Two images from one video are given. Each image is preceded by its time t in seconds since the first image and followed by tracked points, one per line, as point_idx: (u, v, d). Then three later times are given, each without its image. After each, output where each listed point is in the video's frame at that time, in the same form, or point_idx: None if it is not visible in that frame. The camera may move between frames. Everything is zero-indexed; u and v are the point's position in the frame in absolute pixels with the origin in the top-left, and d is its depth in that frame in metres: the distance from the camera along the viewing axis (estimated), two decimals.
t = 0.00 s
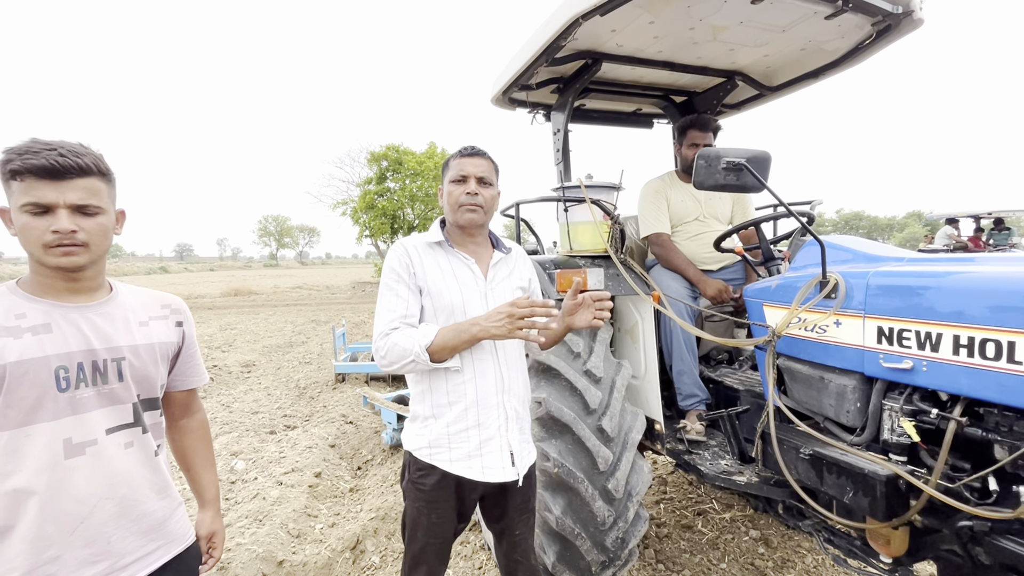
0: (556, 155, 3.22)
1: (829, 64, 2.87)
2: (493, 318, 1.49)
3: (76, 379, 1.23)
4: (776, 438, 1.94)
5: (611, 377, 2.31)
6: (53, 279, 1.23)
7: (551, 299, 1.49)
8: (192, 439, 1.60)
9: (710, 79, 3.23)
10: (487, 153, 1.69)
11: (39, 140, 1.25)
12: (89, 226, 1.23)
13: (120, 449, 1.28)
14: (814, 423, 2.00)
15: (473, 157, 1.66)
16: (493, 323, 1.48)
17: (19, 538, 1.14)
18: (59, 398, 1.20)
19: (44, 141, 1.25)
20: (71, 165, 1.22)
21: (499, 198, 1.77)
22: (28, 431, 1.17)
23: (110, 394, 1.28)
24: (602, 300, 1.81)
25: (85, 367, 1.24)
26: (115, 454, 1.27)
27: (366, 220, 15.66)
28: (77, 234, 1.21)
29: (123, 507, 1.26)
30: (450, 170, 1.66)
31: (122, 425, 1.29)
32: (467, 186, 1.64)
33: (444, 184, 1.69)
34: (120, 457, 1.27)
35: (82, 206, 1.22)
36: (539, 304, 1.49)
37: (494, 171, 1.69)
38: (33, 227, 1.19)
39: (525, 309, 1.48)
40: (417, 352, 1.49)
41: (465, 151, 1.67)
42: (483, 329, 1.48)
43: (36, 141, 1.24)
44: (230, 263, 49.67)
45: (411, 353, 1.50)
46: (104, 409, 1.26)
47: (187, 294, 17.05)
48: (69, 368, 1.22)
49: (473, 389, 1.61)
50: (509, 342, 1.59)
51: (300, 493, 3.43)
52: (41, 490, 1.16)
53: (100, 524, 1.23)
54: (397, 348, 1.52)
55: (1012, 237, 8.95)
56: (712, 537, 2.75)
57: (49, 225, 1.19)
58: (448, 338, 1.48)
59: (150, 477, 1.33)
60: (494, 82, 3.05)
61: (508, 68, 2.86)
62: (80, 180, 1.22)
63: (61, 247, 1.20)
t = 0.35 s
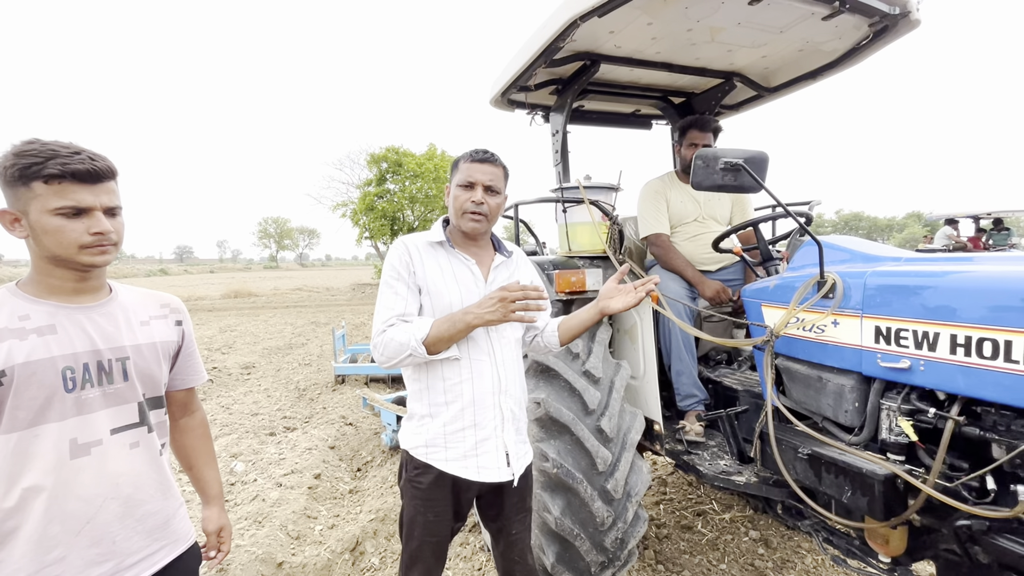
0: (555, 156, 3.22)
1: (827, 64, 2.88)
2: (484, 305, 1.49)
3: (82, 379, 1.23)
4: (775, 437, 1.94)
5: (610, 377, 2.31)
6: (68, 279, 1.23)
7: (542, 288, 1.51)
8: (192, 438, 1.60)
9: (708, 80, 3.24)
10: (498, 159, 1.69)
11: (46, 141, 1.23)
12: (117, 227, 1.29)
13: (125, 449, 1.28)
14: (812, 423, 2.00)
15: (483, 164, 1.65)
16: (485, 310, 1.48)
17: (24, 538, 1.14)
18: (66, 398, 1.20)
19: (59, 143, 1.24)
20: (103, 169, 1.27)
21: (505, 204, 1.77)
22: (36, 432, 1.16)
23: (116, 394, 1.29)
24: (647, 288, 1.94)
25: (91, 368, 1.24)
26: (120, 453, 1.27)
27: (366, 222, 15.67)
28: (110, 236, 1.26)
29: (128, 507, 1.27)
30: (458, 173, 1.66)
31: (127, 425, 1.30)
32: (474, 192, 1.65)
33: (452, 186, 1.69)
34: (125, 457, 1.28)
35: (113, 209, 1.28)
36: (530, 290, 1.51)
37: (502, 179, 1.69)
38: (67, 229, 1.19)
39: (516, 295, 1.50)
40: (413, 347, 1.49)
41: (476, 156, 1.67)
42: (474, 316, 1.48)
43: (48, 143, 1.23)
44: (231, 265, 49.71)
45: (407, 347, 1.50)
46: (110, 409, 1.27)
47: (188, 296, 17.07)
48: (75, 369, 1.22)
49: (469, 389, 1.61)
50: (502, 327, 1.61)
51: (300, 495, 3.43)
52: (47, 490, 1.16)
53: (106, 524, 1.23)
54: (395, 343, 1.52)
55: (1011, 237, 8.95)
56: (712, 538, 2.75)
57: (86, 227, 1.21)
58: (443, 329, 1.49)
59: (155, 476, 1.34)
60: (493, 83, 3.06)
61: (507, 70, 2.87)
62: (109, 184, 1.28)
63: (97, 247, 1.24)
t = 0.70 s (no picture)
0: (553, 158, 3.23)
1: (823, 67, 2.89)
2: (485, 337, 1.48)
3: (83, 381, 1.23)
4: (772, 439, 1.94)
5: (607, 379, 2.31)
6: (69, 282, 1.23)
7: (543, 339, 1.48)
8: (186, 440, 1.60)
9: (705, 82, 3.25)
10: (505, 169, 1.68)
11: (55, 146, 1.24)
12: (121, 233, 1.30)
13: (126, 450, 1.28)
14: (810, 424, 2.01)
15: (490, 174, 1.65)
16: (484, 342, 1.48)
17: (23, 540, 1.14)
18: (67, 400, 1.20)
19: (69, 148, 1.25)
20: (112, 176, 1.28)
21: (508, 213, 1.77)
22: (38, 434, 1.16)
23: (116, 396, 1.29)
24: (658, 368, 1.67)
25: (91, 370, 1.24)
26: (120, 455, 1.27)
27: (364, 224, 15.67)
28: (115, 241, 1.27)
29: (128, 508, 1.27)
30: (464, 179, 1.66)
31: (127, 427, 1.30)
32: (478, 202, 1.65)
33: (456, 190, 1.69)
34: (125, 458, 1.28)
35: (118, 215, 1.29)
36: (532, 337, 1.47)
37: (507, 189, 1.69)
38: (72, 233, 1.20)
39: (517, 338, 1.47)
40: (407, 357, 1.51)
41: (483, 164, 1.66)
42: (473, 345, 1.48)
43: (57, 148, 1.24)
44: (229, 267, 49.65)
45: (401, 354, 1.52)
46: (110, 411, 1.27)
47: (187, 298, 17.07)
48: (76, 371, 1.22)
49: (463, 392, 1.61)
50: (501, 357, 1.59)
51: (298, 497, 3.42)
52: (47, 492, 1.16)
53: (105, 525, 1.23)
54: (389, 349, 1.54)
55: (1008, 238, 8.99)
56: (710, 540, 2.75)
57: (92, 232, 1.22)
58: (437, 345, 1.51)
59: (155, 478, 1.34)
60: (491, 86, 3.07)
61: (504, 73, 2.88)
62: (115, 191, 1.29)
63: (102, 252, 1.24)
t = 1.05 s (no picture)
0: (551, 160, 3.23)
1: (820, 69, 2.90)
2: (484, 340, 1.48)
3: (82, 382, 1.22)
4: (771, 439, 1.95)
5: (606, 380, 2.31)
6: (68, 283, 1.23)
7: (542, 346, 1.49)
8: (181, 445, 1.59)
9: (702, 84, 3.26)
10: (482, 157, 1.69)
11: (68, 151, 1.25)
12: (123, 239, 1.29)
13: (123, 451, 1.28)
14: (808, 424, 2.01)
15: (470, 164, 1.66)
16: (482, 346, 1.48)
17: (20, 540, 1.13)
18: (65, 401, 1.20)
19: (80, 153, 1.26)
20: (120, 183, 1.28)
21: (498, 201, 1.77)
22: (36, 434, 1.16)
23: (114, 397, 1.28)
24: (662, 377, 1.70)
25: (90, 370, 1.24)
26: (118, 455, 1.27)
27: (362, 225, 15.68)
28: (116, 247, 1.27)
29: (125, 509, 1.26)
30: (446, 177, 1.67)
31: (124, 428, 1.29)
32: (465, 193, 1.65)
33: (442, 191, 1.70)
34: (123, 459, 1.27)
35: (122, 221, 1.28)
36: (530, 345, 1.48)
37: (490, 175, 1.69)
38: (75, 237, 1.20)
39: (516, 343, 1.48)
40: (405, 361, 1.51)
41: (460, 157, 1.68)
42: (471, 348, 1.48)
43: (69, 153, 1.24)
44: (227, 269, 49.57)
45: (399, 358, 1.52)
46: (108, 412, 1.26)
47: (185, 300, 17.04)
48: (75, 372, 1.21)
49: (462, 393, 1.61)
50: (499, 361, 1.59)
51: (296, 500, 3.41)
52: (44, 493, 1.16)
53: (102, 526, 1.23)
54: (387, 352, 1.54)
55: (1005, 239, 9.03)
56: (709, 541, 2.76)
57: (94, 237, 1.22)
58: (436, 348, 1.50)
59: (151, 479, 1.33)
60: (488, 88, 3.07)
61: (502, 74, 2.88)
62: (122, 198, 1.29)
63: (102, 258, 1.24)
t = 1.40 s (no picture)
0: (549, 162, 3.24)
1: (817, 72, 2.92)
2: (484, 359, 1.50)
3: (81, 385, 1.22)
4: (769, 440, 1.95)
5: (605, 382, 2.32)
6: (68, 286, 1.23)
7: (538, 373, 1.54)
8: (178, 448, 1.59)
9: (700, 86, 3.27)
10: (469, 158, 1.71)
11: (69, 154, 1.25)
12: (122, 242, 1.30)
13: (122, 454, 1.28)
14: (806, 425, 2.02)
15: (457, 165, 1.67)
16: (481, 363, 1.50)
17: (20, 543, 1.13)
18: (65, 404, 1.20)
19: (81, 156, 1.26)
20: (120, 186, 1.29)
21: (490, 201, 1.78)
22: (36, 437, 1.16)
23: (113, 400, 1.28)
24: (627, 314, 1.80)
25: (89, 373, 1.24)
26: (117, 458, 1.27)
27: (360, 226, 15.66)
28: (115, 249, 1.27)
29: (125, 511, 1.26)
30: (436, 181, 1.68)
31: (123, 430, 1.30)
32: (455, 193, 1.66)
33: (433, 195, 1.71)
34: (122, 461, 1.27)
35: (121, 225, 1.28)
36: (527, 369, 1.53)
37: (479, 174, 1.70)
38: (74, 241, 1.20)
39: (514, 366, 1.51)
40: (404, 370, 1.52)
41: (448, 160, 1.69)
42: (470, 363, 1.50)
43: (70, 156, 1.25)
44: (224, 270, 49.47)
45: (398, 368, 1.53)
46: (107, 415, 1.26)
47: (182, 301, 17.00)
48: (75, 375, 1.21)
49: (462, 397, 1.62)
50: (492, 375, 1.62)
51: (295, 502, 3.41)
52: (44, 496, 1.15)
53: (102, 528, 1.23)
54: (387, 361, 1.55)
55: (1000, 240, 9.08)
56: (707, 542, 2.76)
57: (93, 240, 1.22)
58: (434, 359, 1.51)
59: (150, 481, 1.33)
60: (487, 90, 3.08)
61: (501, 77, 2.89)
62: (121, 201, 1.29)
63: (101, 261, 1.24)
